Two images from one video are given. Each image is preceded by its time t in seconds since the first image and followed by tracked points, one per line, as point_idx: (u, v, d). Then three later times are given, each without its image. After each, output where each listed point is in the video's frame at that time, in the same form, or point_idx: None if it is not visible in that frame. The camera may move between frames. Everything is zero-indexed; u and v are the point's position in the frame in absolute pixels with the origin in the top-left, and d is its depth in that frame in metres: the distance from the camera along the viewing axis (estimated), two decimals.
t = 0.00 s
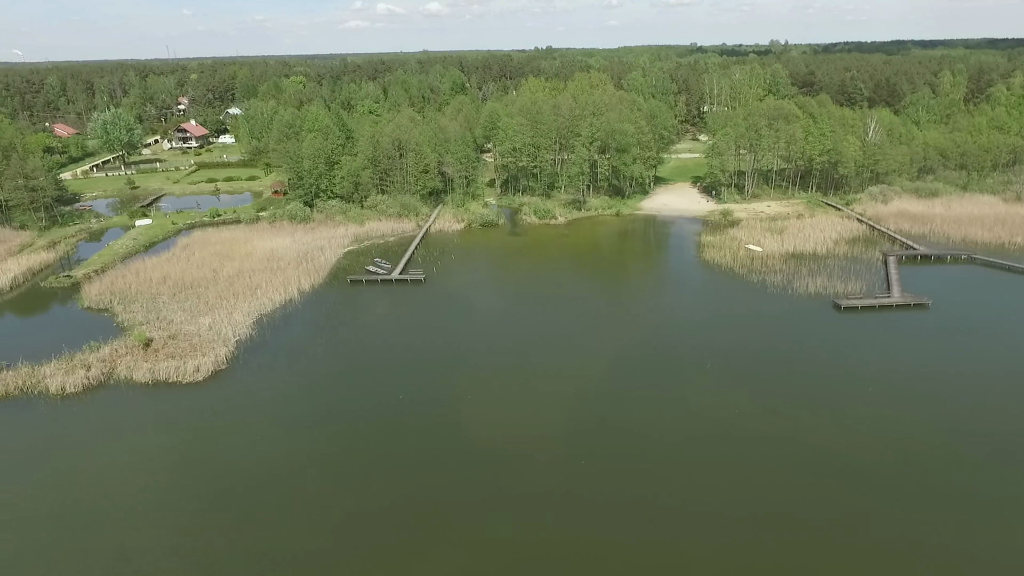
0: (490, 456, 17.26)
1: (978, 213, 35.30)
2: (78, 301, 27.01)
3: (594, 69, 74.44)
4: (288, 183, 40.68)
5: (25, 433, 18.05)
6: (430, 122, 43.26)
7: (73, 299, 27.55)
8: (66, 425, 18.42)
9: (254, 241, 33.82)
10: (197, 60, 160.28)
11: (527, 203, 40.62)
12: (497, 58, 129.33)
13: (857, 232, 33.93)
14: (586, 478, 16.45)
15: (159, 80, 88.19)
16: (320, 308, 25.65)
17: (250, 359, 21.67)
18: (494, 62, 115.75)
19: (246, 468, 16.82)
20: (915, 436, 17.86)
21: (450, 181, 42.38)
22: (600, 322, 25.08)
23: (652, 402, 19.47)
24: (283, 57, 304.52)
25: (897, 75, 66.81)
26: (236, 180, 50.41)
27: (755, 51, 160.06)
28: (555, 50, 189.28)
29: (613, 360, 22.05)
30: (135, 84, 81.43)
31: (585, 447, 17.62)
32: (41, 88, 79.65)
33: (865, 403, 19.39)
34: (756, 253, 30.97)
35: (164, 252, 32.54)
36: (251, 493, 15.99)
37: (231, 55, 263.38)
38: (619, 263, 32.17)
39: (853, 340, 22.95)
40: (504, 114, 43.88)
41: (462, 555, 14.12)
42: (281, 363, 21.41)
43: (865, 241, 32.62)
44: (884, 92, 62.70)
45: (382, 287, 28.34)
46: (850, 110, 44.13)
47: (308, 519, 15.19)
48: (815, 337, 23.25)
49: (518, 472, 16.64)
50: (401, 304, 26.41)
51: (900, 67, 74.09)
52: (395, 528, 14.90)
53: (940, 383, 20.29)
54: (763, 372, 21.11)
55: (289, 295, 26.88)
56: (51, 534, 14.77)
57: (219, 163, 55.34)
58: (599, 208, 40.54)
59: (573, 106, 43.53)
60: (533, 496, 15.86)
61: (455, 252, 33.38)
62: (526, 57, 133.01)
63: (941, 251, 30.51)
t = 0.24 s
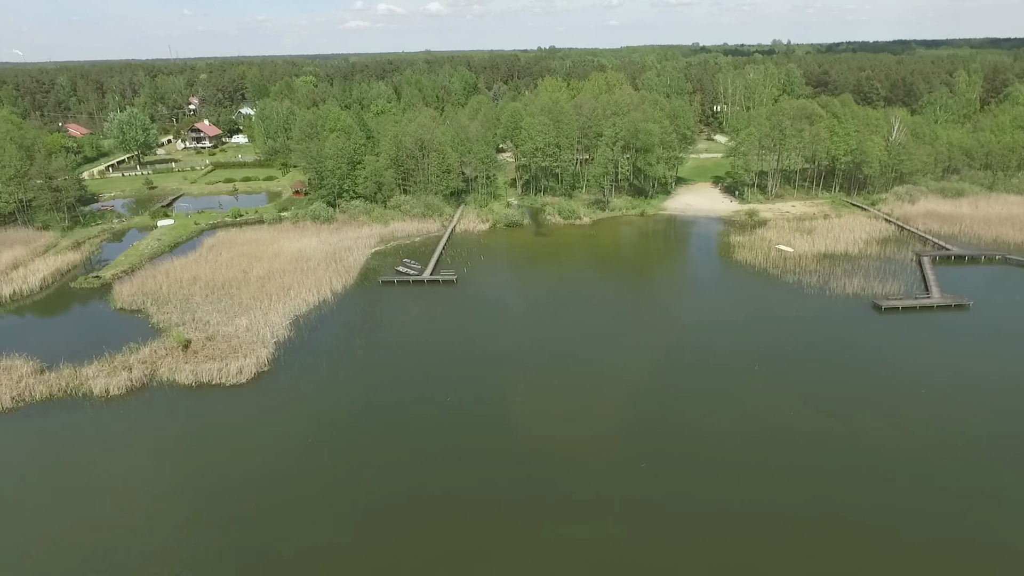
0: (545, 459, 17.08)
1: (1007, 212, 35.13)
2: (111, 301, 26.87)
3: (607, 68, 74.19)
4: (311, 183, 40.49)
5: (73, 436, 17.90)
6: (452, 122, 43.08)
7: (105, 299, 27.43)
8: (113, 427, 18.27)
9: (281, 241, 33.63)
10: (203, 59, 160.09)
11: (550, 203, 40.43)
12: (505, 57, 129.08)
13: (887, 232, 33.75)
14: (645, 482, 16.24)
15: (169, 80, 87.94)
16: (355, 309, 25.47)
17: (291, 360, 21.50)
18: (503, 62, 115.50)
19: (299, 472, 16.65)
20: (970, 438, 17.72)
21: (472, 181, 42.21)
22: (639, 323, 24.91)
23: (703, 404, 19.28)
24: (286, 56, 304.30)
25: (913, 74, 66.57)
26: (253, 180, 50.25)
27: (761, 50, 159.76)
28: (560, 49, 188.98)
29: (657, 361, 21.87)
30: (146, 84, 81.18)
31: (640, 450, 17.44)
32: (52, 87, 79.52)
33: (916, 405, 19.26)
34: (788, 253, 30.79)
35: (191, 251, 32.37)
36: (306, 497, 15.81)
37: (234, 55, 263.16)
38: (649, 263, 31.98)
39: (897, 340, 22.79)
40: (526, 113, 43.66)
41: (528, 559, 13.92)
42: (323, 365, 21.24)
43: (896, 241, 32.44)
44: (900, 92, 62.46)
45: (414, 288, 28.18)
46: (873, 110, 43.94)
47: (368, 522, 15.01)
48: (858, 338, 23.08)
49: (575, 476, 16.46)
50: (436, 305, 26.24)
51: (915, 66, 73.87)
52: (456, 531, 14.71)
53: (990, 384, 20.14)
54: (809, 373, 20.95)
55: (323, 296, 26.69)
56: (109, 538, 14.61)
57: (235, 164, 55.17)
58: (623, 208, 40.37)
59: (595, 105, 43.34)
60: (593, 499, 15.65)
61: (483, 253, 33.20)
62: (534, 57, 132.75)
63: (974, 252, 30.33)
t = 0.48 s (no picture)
0: (594, 462, 16.87)
1: None
2: (139, 302, 26.72)
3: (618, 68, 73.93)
4: (330, 183, 40.28)
5: (114, 438, 17.73)
6: (471, 122, 42.88)
7: (133, 300, 27.28)
8: (154, 430, 18.09)
9: (304, 241, 33.43)
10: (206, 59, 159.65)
11: (571, 203, 40.22)
12: (511, 57, 128.79)
13: (913, 232, 33.55)
14: (698, 485, 16.04)
15: (178, 80, 87.67)
16: (386, 310, 25.28)
17: (327, 361, 21.30)
18: (510, 62, 115.21)
19: (346, 475, 16.46)
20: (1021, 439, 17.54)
21: (491, 181, 42.01)
22: (673, 325, 24.72)
23: (748, 406, 19.08)
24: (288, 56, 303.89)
25: (927, 73, 66.39)
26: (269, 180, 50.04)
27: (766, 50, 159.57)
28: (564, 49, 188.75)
29: (696, 363, 21.68)
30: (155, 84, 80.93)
31: (689, 453, 17.24)
32: (61, 87, 79.20)
33: (962, 406, 19.07)
34: (816, 254, 30.59)
35: (214, 252, 32.19)
36: (356, 501, 15.61)
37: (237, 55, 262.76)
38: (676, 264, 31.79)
39: (936, 341, 22.60)
40: (545, 113, 43.44)
41: (588, 564, 13.72)
42: (360, 367, 21.04)
43: (924, 242, 32.26)
44: (914, 91, 62.27)
45: (443, 289, 27.99)
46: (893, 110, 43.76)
47: (422, 526, 14.81)
48: (896, 339, 22.88)
49: (626, 479, 16.25)
50: (467, 305, 26.04)
51: (927, 66, 73.67)
52: (512, 536, 14.52)
53: None
54: (851, 374, 20.75)
55: (352, 297, 26.49)
56: (161, 543, 14.43)
57: (249, 164, 54.97)
58: (643, 208, 40.17)
59: (615, 105, 43.14)
60: (647, 503, 15.44)
61: (508, 253, 32.99)
62: (541, 57, 132.46)
63: (1004, 252, 30.15)
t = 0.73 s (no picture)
0: (644, 465, 16.67)
1: None
2: (168, 303, 26.57)
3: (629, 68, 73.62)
4: (349, 183, 40.08)
5: (156, 441, 17.57)
6: (490, 122, 42.64)
7: (161, 300, 27.15)
8: (194, 432, 17.92)
9: (326, 241, 33.20)
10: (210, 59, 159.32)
11: (591, 203, 40.00)
12: (518, 57, 128.62)
13: (939, 233, 33.36)
14: (752, 489, 15.85)
15: (186, 79, 87.31)
16: (417, 311, 25.09)
17: (363, 363, 21.12)
18: (518, 63, 114.96)
19: (394, 478, 16.27)
20: None
21: (511, 181, 41.81)
22: (708, 326, 24.54)
23: (793, 408, 18.89)
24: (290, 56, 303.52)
25: (940, 73, 66.09)
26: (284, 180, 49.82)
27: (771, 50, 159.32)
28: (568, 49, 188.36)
29: (735, 364, 21.49)
30: (164, 84, 80.61)
31: (739, 456, 17.04)
32: (71, 86, 78.99)
33: (1008, 407, 18.92)
34: (844, 254, 30.39)
35: (238, 252, 32.03)
36: (407, 504, 15.41)
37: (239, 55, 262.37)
38: (705, 265, 31.53)
39: (976, 342, 22.41)
40: (564, 112, 43.22)
41: (649, 568, 13.51)
42: (397, 368, 20.86)
43: (951, 242, 32.06)
44: (929, 91, 62.04)
45: (471, 289, 27.80)
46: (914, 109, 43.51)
47: (476, 530, 14.61)
48: (935, 339, 22.71)
49: (678, 482, 16.06)
50: (498, 306, 25.86)
51: (938, 65, 73.43)
52: (568, 541, 14.32)
53: None
54: (892, 376, 20.59)
55: (382, 297, 26.30)
56: (212, 547, 14.24)
57: (262, 163, 54.75)
58: (664, 208, 39.97)
59: (634, 104, 42.86)
60: (702, 507, 15.24)
61: (533, 253, 32.73)
62: (547, 56, 132.27)
63: None
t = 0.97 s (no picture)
0: (694, 470, 16.46)
1: None
2: (195, 303, 26.38)
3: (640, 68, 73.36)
4: (368, 183, 39.88)
5: (197, 444, 17.38)
6: (508, 122, 42.45)
7: (187, 300, 26.96)
8: (235, 435, 17.71)
9: (349, 241, 33.00)
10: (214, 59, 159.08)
11: (611, 204, 39.80)
12: (524, 57, 128.49)
13: (965, 233, 33.16)
14: (806, 495, 15.61)
15: (193, 79, 87.01)
16: (448, 312, 24.88)
17: (400, 365, 20.90)
18: (525, 63, 114.76)
19: (442, 482, 16.05)
20: None
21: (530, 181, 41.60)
22: (742, 328, 24.34)
23: (838, 412, 18.72)
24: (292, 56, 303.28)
25: (954, 72, 65.82)
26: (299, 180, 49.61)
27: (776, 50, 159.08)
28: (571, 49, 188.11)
29: (774, 367, 21.28)
30: (172, 84, 80.36)
31: (789, 461, 16.83)
32: (80, 85, 78.77)
33: None
34: (872, 255, 30.19)
35: (261, 253, 31.84)
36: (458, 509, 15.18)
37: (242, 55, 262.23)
38: (731, 266, 31.32)
39: (1015, 344, 22.23)
40: (582, 112, 43.02)
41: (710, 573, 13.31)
42: (435, 370, 20.65)
43: (978, 243, 31.87)
44: (943, 90, 61.80)
45: (499, 290, 27.61)
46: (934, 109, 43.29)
47: (530, 536, 14.39)
48: (973, 341, 22.52)
49: (730, 488, 15.84)
50: (528, 307, 25.65)
51: (950, 64, 73.15)
52: (626, 547, 14.08)
53: None
54: (934, 379, 20.41)
55: (411, 298, 26.10)
56: (264, 552, 14.03)
57: (276, 163, 54.55)
58: (685, 209, 39.78)
59: (653, 103, 42.66)
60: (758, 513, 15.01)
61: (557, 253, 32.49)
62: (553, 56, 132.10)
63: None
